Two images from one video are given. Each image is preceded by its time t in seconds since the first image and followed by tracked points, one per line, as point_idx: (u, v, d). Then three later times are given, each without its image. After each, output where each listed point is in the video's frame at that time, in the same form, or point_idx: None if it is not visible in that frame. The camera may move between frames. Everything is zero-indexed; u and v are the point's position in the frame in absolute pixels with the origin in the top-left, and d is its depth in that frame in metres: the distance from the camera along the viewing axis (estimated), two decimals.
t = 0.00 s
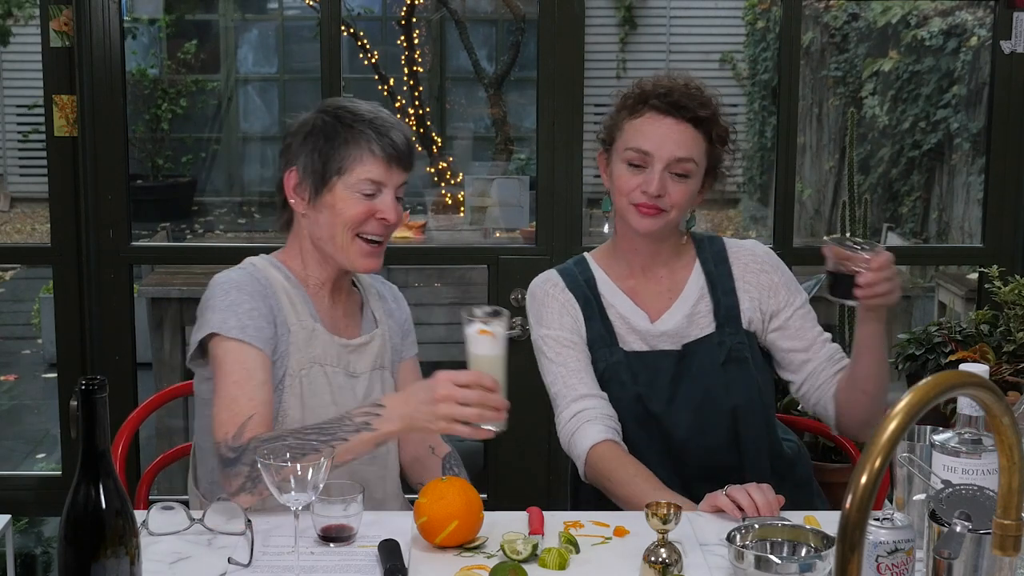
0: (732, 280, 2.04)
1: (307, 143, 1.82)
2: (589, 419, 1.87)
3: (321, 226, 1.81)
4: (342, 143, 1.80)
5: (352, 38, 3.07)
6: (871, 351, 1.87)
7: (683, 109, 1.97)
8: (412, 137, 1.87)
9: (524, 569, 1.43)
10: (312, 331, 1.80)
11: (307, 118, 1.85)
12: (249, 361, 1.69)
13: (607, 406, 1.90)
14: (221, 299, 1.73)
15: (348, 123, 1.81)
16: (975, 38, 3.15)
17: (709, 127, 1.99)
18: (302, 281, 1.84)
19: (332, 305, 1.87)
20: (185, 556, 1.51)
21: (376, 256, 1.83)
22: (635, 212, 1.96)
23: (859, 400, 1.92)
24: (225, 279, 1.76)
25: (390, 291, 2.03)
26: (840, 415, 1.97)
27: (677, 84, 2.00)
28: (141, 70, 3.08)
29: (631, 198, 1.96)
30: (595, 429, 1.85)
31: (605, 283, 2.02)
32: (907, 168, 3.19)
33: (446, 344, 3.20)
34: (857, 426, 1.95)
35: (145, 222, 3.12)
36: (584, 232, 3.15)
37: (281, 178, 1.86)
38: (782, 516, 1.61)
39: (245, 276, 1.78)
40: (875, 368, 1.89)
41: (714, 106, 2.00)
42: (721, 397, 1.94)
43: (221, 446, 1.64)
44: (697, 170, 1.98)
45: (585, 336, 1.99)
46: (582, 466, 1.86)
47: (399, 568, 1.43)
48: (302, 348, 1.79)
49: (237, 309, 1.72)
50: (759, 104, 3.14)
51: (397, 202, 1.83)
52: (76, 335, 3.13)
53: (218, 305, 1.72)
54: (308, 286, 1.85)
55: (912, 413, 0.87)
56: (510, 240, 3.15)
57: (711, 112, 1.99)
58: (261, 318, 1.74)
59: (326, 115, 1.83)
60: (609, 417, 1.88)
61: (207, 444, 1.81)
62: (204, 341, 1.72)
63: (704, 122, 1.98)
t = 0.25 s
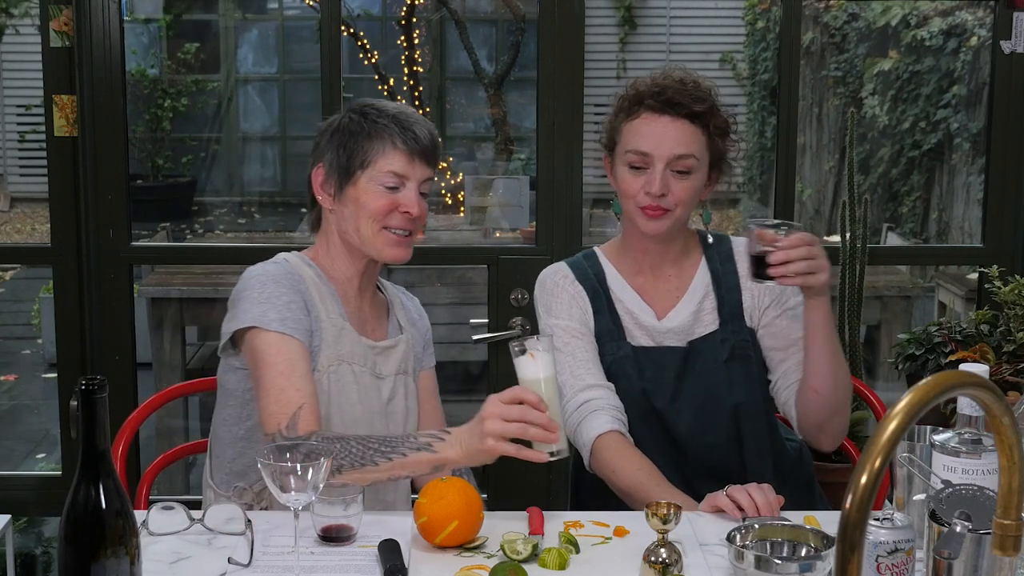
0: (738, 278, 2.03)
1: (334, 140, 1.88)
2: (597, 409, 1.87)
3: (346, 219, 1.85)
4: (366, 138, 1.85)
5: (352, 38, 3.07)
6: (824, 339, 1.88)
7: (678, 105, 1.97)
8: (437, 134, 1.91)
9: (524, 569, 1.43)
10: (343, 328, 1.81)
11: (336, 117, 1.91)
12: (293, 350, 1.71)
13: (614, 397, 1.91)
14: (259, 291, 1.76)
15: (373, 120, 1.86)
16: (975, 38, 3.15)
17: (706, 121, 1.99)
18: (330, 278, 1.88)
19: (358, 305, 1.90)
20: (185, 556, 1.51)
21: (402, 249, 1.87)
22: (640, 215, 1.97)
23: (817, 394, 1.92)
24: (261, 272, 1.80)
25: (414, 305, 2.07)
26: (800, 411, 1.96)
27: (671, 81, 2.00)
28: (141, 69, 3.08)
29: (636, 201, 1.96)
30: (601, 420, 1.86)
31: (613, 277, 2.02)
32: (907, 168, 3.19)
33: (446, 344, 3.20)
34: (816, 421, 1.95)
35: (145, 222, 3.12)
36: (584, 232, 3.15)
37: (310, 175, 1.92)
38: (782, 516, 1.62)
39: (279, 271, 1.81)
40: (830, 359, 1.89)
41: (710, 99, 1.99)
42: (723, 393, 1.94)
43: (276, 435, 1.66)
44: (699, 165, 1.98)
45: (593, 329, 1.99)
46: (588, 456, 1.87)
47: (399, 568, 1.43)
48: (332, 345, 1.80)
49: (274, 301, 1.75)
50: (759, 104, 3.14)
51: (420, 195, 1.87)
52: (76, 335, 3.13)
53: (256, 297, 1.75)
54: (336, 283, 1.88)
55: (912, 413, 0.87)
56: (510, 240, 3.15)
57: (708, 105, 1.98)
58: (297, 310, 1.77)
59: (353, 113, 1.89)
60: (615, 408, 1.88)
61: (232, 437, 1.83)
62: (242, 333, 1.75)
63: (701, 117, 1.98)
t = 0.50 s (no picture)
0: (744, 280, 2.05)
1: (353, 140, 1.88)
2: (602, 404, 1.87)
3: (363, 221, 1.87)
4: (385, 140, 1.85)
5: (352, 38, 3.07)
6: (779, 336, 1.89)
7: (674, 103, 1.97)
8: (454, 137, 1.92)
9: (524, 569, 1.43)
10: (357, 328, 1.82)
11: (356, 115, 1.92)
12: (314, 344, 1.71)
13: (618, 393, 1.90)
14: (277, 289, 1.76)
15: (393, 121, 1.87)
16: (975, 38, 3.15)
17: (705, 115, 1.98)
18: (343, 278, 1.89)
19: (370, 306, 1.91)
20: (185, 556, 1.51)
21: (415, 253, 1.89)
22: (651, 217, 1.97)
23: (779, 392, 1.90)
24: (278, 269, 1.80)
25: (421, 309, 2.09)
26: (769, 412, 1.95)
27: (665, 79, 2.00)
28: (141, 69, 3.07)
29: (646, 204, 1.97)
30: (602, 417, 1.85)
31: (621, 274, 2.04)
32: (907, 168, 3.19)
33: (446, 344, 3.20)
34: (783, 421, 1.92)
35: (145, 222, 3.12)
36: (584, 232, 3.15)
37: (328, 173, 1.92)
38: (782, 516, 1.62)
39: (295, 268, 1.81)
40: (786, 356, 1.89)
41: (706, 93, 1.99)
42: (723, 391, 1.95)
43: (307, 430, 1.65)
44: (703, 160, 1.98)
45: (600, 325, 2.00)
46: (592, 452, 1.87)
47: (399, 568, 1.43)
48: (347, 344, 1.81)
49: (293, 299, 1.75)
50: (759, 104, 3.14)
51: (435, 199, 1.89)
52: (76, 335, 3.13)
53: (276, 293, 1.75)
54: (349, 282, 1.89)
55: (912, 413, 0.87)
56: (510, 240, 3.15)
57: (704, 100, 1.98)
58: (317, 307, 1.77)
59: (374, 113, 1.89)
60: (619, 404, 1.88)
61: (242, 433, 1.82)
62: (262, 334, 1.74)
63: (699, 112, 1.97)
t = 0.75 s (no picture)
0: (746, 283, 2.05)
1: (358, 143, 1.88)
2: (601, 403, 1.83)
3: (370, 224, 1.87)
4: (391, 143, 1.85)
5: (352, 38, 3.07)
6: (752, 336, 1.89)
7: (693, 112, 1.92)
8: (461, 138, 1.92)
9: (524, 569, 1.43)
10: (365, 332, 1.82)
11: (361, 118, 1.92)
12: (341, 342, 1.69)
13: (620, 393, 1.87)
14: (297, 292, 1.75)
15: (398, 123, 1.87)
16: (975, 38, 3.15)
17: (722, 125, 1.95)
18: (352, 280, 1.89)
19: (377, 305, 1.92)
20: (185, 556, 1.51)
21: (424, 254, 1.89)
22: (654, 220, 1.95)
23: (757, 392, 1.89)
24: (294, 274, 1.79)
25: (423, 310, 2.09)
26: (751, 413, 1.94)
27: (687, 84, 1.95)
28: (141, 69, 3.07)
29: (650, 206, 1.95)
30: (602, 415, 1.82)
31: (622, 274, 2.03)
32: (907, 168, 3.19)
33: (446, 344, 3.20)
34: (765, 421, 1.91)
35: (145, 222, 3.12)
36: (584, 232, 3.15)
37: (334, 176, 1.93)
38: (781, 516, 1.62)
39: (310, 272, 1.81)
40: (760, 354, 1.88)
41: (725, 104, 1.95)
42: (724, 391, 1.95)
43: (349, 424, 1.63)
44: (714, 171, 1.95)
45: (602, 324, 2.00)
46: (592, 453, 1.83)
47: (399, 568, 1.43)
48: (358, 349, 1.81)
49: (315, 301, 1.74)
50: (759, 104, 3.14)
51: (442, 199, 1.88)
52: (76, 334, 3.13)
53: (296, 297, 1.74)
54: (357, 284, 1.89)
55: (912, 413, 0.87)
56: (510, 240, 3.15)
57: (723, 111, 1.94)
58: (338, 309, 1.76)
59: (379, 115, 1.89)
60: (619, 403, 1.84)
61: (248, 435, 1.83)
62: (286, 338, 1.72)
63: (716, 123, 1.94)
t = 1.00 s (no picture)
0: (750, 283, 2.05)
1: (359, 145, 1.89)
2: (602, 405, 1.84)
3: (373, 225, 1.87)
4: (391, 143, 1.85)
5: (352, 38, 3.07)
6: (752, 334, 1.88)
7: (680, 115, 1.91)
8: (464, 135, 1.91)
9: (524, 569, 1.43)
10: (371, 336, 1.82)
11: (362, 119, 1.92)
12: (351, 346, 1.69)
13: (622, 393, 1.87)
14: (305, 296, 1.75)
15: (398, 123, 1.86)
16: (975, 38, 3.15)
17: (712, 124, 1.92)
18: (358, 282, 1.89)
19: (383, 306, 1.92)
20: (185, 556, 1.51)
21: (432, 253, 1.88)
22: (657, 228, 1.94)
23: (757, 390, 1.89)
24: (300, 278, 1.79)
25: (429, 309, 2.09)
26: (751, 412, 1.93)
27: (672, 88, 1.93)
28: (141, 69, 3.07)
29: (652, 215, 1.94)
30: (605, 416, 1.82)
31: (626, 274, 2.03)
32: (907, 168, 3.19)
33: (446, 344, 3.20)
34: (764, 420, 1.90)
35: (145, 222, 3.12)
36: (584, 232, 3.15)
37: (338, 179, 1.93)
38: (782, 516, 1.62)
39: (316, 276, 1.81)
40: (759, 353, 1.88)
41: (712, 101, 1.93)
42: (725, 391, 1.95)
43: (361, 426, 1.63)
44: (710, 171, 1.93)
45: (603, 324, 2.00)
46: (593, 452, 1.83)
47: (399, 568, 1.43)
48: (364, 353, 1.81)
49: (323, 305, 1.74)
50: (759, 103, 3.14)
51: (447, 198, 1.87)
52: (76, 334, 3.13)
53: (303, 302, 1.74)
54: (363, 286, 1.89)
55: (912, 413, 0.87)
56: (510, 240, 3.15)
57: (710, 110, 1.92)
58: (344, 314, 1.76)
59: (379, 116, 1.89)
60: (620, 404, 1.84)
61: (253, 437, 1.83)
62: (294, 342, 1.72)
63: (705, 123, 1.91)
